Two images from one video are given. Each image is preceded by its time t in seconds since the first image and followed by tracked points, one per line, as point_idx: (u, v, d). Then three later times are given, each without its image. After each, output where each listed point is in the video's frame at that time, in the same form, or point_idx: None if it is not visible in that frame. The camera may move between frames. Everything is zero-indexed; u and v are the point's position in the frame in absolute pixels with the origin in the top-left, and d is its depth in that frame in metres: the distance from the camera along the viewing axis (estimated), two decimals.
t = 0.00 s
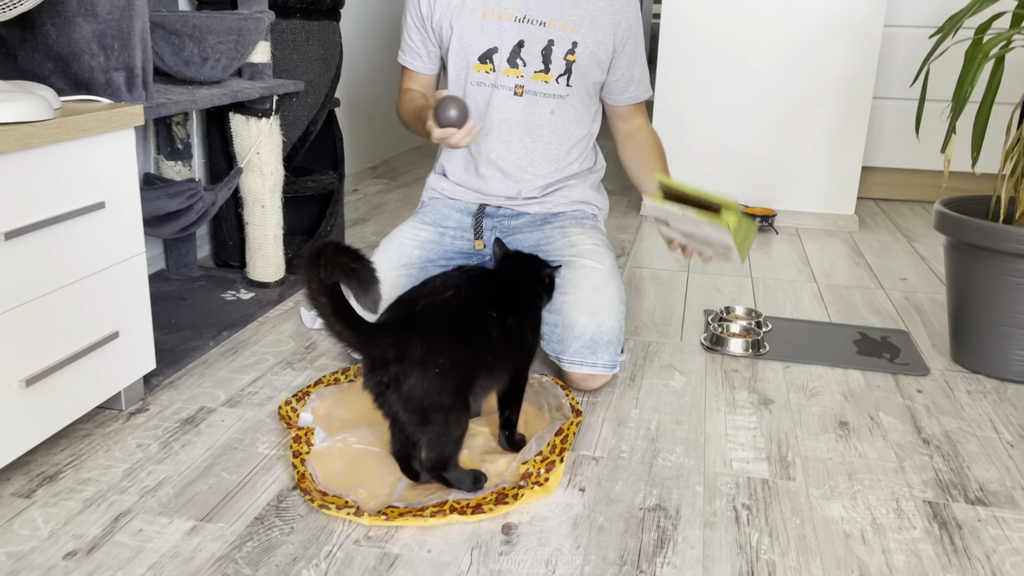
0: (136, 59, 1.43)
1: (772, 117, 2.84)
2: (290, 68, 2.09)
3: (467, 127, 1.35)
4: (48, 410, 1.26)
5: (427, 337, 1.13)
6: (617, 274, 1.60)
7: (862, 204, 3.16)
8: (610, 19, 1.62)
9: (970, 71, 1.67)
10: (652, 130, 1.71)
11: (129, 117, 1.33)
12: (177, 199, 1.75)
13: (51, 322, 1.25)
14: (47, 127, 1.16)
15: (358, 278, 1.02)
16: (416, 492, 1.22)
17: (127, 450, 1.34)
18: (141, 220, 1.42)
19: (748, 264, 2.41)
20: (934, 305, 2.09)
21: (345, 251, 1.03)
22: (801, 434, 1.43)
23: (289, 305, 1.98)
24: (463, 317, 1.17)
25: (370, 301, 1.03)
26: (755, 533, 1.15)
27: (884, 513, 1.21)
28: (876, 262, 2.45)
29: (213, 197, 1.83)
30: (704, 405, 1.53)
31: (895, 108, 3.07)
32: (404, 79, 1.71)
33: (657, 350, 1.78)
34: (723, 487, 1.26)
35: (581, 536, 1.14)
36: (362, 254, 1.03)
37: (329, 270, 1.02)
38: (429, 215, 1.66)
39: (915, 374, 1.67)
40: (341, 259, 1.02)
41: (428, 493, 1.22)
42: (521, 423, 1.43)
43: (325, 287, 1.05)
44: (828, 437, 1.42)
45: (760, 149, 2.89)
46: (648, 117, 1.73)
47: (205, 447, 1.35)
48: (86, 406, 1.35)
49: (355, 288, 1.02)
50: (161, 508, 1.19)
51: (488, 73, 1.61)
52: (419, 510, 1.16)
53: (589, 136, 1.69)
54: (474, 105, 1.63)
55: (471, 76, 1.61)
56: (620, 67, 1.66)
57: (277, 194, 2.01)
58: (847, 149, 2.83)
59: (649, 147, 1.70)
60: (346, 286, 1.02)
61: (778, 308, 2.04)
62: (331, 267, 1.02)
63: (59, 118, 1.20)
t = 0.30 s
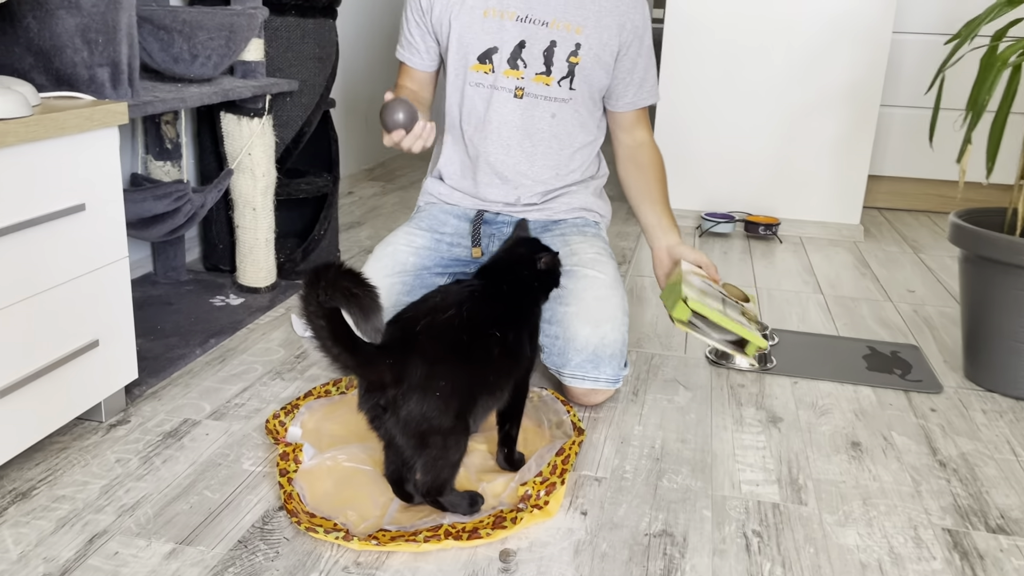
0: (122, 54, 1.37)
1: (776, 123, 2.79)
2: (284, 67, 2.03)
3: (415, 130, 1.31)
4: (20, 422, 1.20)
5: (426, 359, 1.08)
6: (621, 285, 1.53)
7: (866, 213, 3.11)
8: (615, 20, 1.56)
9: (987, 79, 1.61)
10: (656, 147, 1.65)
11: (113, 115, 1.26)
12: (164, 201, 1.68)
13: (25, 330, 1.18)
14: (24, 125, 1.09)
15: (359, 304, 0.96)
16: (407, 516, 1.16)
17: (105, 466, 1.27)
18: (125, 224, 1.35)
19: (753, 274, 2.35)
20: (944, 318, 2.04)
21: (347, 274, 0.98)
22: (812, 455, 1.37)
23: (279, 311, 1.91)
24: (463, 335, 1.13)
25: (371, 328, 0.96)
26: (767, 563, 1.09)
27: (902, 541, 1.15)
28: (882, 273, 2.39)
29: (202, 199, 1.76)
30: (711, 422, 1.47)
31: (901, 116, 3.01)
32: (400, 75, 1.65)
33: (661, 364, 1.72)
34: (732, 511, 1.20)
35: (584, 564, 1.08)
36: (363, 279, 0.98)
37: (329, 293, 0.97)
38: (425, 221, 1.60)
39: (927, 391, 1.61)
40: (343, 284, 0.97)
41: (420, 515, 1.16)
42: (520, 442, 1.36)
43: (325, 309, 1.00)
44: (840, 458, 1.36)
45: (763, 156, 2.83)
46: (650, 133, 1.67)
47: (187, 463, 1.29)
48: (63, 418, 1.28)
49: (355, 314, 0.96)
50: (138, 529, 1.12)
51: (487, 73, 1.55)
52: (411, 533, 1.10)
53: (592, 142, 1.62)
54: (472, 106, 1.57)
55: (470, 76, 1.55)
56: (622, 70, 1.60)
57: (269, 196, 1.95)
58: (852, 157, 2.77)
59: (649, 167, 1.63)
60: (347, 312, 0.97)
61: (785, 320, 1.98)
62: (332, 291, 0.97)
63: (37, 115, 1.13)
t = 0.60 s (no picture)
0: (113, 36, 1.30)
1: (791, 119, 2.71)
2: (285, 55, 1.96)
3: (416, 134, 1.24)
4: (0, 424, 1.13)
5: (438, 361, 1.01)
6: (636, 282, 1.46)
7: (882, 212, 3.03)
8: (630, 9, 1.47)
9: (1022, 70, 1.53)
10: (676, 150, 1.55)
11: (102, 98, 1.19)
12: (159, 192, 1.61)
13: (5, 327, 1.11)
14: (4, 106, 1.02)
15: (362, 303, 0.89)
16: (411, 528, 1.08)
17: (91, 471, 1.19)
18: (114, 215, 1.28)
19: (769, 274, 2.28)
20: (969, 321, 1.96)
21: (350, 272, 0.91)
22: (840, 465, 1.29)
23: (279, 309, 1.84)
24: (475, 333, 1.06)
25: (375, 330, 0.89)
26: None
27: (940, 559, 1.07)
28: (903, 274, 2.32)
29: (199, 191, 1.70)
30: (731, 428, 1.40)
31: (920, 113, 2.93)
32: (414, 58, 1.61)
33: (676, 366, 1.64)
34: (757, 525, 1.13)
35: None
36: (367, 279, 0.91)
37: (329, 290, 0.90)
38: (431, 215, 1.53)
39: (957, 397, 1.54)
40: (346, 282, 0.90)
41: (425, 527, 1.08)
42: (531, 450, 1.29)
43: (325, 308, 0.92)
44: (870, 468, 1.28)
45: (778, 153, 2.76)
46: (669, 132, 1.56)
47: (178, 468, 1.21)
48: (47, 420, 1.21)
49: (357, 314, 0.89)
50: (123, 540, 1.05)
51: (493, 60, 1.48)
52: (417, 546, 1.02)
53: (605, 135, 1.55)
54: (477, 95, 1.49)
55: (476, 63, 1.48)
56: (637, 62, 1.51)
57: (269, 189, 1.87)
58: (868, 154, 2.70)
59: (667, 174, 1.53)
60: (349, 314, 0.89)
61: (804, 322, 1.91)
62: (333, 288, 0.90)
63: (19, 96, 1.06)
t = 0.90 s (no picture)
0: (102, 10, 1.23)
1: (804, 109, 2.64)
2: (283, 37, 1.88)
3: (457, 136, 1.23)
4: None
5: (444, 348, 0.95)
6: (647, 271, 1.39)
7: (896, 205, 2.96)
8: None
9: None
10: (692, 143, 1.46)
11: (87, 74, 1.13)
12: (151, 176, 1.54)
13: None
14: None
15: (359, 294, 0.82)
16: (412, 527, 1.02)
17: (76, 467, 1.14)
18: (100, 198, 1.22)
19: (782, 266, 2.21)
20: (991, 314, 1.89)
21: (347, 257, 0.84)
22: (863, 463, 1.23)
23: (277, 299, 1.78)
24: (482, 321, 0.99)
25: (372, 319, 0.83)
26: None
27: (974, 563, 1.01)
28: (920, 267, 2.25)
29: (193, 176, 1.63)
30: (748, 424, 1.33)
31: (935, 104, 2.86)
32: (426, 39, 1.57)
33: (689, 360, 1.58)
34: (779, 526, 1.06)
35: None
36: (364, 265, 0.84)
37: (323, 275, 0.84)
38: (434, 201, 1.46)
39: (983, 393, 1.47)
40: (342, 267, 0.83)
41: (426, 528, 1.02)
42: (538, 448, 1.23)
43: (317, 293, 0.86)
44: (895, 467, 1.22)
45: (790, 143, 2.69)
46: (687, 123, 1.47)
47: (168, 464, 1.15)
48: (29, 413, 1.15)
49: (353, 304, 0.82)
50: (107, 540, 0.99)
51: (496, 42, 1.41)
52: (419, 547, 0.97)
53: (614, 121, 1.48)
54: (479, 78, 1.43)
55: (479, 44, 1.42)
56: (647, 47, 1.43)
57: (266, 176, 1.81)
58: (883, 144, 2.63)
59: (684, 169, 1.44)
60: (343, 303, 0.83)
61: (820, 314, 1.84)
62: (328, 274, 0.83)
63: None
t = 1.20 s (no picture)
0: None
1: (815, 86, 2.58)
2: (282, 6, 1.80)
3: (450, 104, 1.18)
4: None
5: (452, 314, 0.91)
6: (657, 243, 1.34)
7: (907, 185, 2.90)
8: None
9: None
10: (707, 114, 1.40)
11: (74, 33, 1.07)
12: (145, 148, 1.49)
13: None
14: None
15: (354, 261, 0.77)
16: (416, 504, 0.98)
17: (66, 443, 1.09)
18: (90, 165, 1.17)
19: (793, 244, 2.16)
20: (1009, 291, 1.84)
21: (342, 220, 0.79)
22: (885, 440, 1.18)
23: (276, 277, 1.73)
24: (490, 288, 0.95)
25: (366, 286, 0.79)
26: (849, 566, 0.91)
27: (1004, 541, 0.96)
28: (934, 245, 2.20)
29: (189, 148, 1.58)
30: (764, 401, 1.29)
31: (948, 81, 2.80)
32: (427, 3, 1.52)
33: (701, 336, 1.53)
34: (800, 504, 1.02)
35: (629, 566, 0.89)
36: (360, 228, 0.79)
37: (315, 238, 0.78)
38: (437, 172, 1.41)
39: (1005, 369, 1.42)
40: (337, 229, 0.78)
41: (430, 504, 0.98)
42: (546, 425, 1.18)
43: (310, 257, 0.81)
44: (917, 443, 1.17)
45: (801, 121, 2.63)
46: (701, 93, 1.41)
47: (162, 441, 1.11)
48: (17, 388, 1.10)
49: (346, 270, 0.78)
50: (96, 518, 0.94)
51: (502, 8, 1.36)
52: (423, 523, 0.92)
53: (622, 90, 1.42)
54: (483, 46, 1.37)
55: (483, 11, 1.36)
56: (659, 14, 1.36)
57: (265, 149, 1.76)
58: (895, 121, 2.58)
59: (700, 143, 1.39)
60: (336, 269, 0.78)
61: (835, 292, 1.79)
62: (323, 238, 0.78)
63: None
